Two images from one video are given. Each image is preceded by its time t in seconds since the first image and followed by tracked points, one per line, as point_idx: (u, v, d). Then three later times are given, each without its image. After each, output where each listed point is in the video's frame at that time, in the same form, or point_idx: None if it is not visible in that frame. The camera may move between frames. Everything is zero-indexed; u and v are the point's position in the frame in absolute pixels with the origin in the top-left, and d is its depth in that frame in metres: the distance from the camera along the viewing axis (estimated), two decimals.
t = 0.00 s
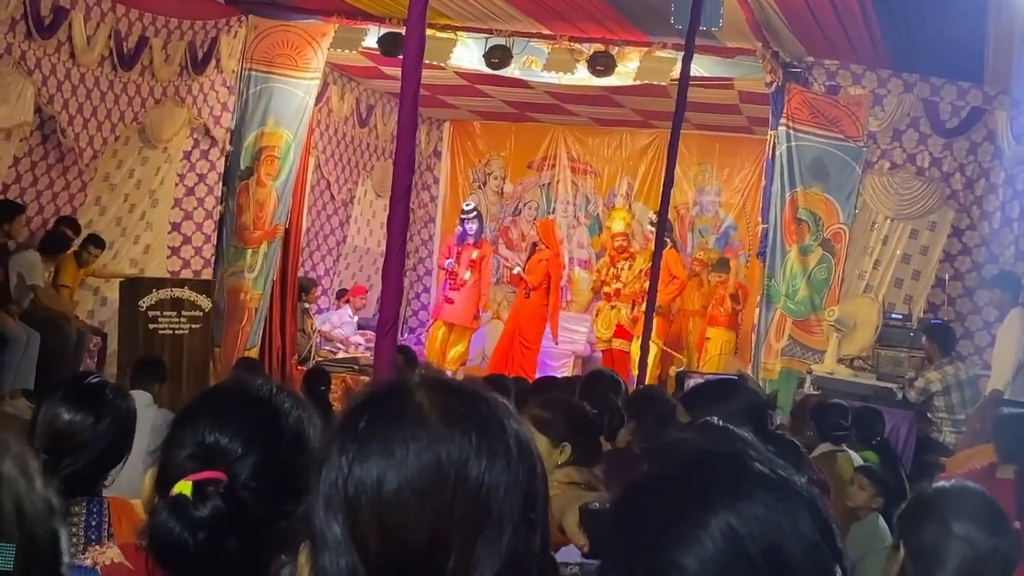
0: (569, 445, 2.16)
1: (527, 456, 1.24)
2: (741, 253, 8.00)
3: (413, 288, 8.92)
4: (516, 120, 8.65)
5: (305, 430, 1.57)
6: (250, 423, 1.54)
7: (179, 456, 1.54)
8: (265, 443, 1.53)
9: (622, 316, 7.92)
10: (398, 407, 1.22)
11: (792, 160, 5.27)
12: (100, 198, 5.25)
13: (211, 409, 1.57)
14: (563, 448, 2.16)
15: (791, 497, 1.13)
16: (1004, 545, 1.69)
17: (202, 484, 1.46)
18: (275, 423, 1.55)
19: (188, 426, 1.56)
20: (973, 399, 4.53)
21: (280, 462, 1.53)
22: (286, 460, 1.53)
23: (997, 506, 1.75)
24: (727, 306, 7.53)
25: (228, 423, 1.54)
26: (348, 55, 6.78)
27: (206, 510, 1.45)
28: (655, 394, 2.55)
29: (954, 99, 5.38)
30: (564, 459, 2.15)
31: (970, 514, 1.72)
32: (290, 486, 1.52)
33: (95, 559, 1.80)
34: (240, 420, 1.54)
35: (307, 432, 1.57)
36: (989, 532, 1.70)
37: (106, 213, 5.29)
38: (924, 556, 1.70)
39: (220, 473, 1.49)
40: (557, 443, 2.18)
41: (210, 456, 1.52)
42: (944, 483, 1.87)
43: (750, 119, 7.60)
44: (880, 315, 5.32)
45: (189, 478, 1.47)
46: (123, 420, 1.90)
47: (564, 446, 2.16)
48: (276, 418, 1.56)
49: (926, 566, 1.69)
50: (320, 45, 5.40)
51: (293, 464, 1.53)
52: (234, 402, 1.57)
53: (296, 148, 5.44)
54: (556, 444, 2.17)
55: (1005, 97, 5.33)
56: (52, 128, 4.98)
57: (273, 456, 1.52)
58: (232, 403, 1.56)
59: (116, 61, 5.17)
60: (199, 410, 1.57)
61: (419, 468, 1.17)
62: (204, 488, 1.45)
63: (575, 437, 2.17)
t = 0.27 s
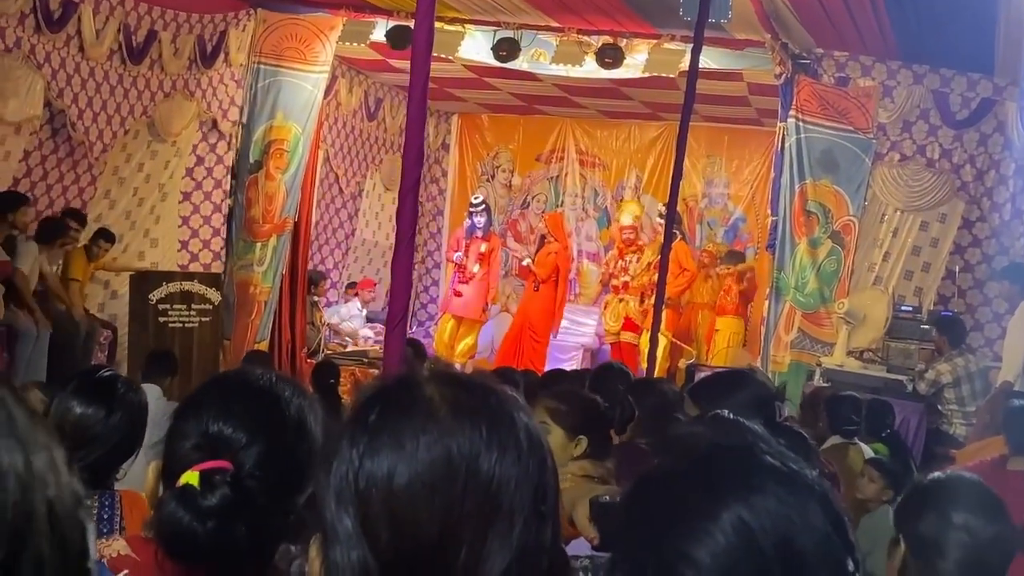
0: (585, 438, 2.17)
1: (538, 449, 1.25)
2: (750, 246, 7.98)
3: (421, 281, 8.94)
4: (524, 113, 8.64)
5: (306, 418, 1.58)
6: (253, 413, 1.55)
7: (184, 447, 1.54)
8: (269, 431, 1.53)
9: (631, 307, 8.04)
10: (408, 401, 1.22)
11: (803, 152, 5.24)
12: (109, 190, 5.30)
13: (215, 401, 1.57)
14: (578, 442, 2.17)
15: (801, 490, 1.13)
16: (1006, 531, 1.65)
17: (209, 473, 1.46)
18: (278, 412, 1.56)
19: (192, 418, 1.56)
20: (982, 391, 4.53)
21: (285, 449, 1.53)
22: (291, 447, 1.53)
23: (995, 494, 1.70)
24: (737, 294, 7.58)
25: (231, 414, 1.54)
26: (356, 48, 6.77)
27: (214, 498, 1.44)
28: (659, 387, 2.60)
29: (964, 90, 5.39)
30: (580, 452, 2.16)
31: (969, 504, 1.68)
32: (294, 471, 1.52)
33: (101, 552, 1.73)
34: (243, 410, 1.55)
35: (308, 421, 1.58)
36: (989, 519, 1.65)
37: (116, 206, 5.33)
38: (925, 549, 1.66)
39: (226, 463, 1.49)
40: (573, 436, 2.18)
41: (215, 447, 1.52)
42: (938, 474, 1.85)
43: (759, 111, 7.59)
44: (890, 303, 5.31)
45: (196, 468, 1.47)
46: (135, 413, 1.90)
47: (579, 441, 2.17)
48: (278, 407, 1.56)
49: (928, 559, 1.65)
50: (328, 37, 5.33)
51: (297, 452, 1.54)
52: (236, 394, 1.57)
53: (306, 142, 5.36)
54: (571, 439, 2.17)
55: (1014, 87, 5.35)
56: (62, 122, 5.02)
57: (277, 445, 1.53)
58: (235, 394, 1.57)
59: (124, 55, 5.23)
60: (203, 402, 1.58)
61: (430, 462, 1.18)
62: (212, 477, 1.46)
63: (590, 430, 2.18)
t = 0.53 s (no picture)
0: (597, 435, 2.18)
1: (549, 447, 1.25)
2: (760, 244, 7.94)
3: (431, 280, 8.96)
4: (534, 111, 8.64)
5: (298, 408, 1.57)
6: (247, 403, 1.51)
7: (180, 443, 1.50)
8: (264, 421, 1.51)
9: (641, 305, 8.07)
10: (419, 398, 1.22)
11: (812, 150, 5.31)
12: (119, 189, 5.26)
13: (208, 393, 1.53)
14: (590, 439, 2.18)
15: (812, 488, 1.13)
16: (1014, 528, 1.61)
17: (210, 467, 1.43)
18: (271, 401, 1.53)
19: (185, 412, 1.52)
20: (994, 389, 4.52)
21: (281, 438, 1.51)
22: (288, 435, 1.52)
23: (1002, 491, 1.67)
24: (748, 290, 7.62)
25: (225, 405, 1.51)
26: (366, 46, 6.77)
27: (218, 491, 1.43)
28: (662, 384, 2.65)
29: (974, 88, 5.34)
30: (592, 449, 2.16)
31: (976, 501, 1.64)
32: (290, 458, 1.52)
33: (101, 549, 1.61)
34: (236, 401, 1.51)
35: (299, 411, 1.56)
36: (996, 515, 1.61)
37: (126, 205, 5.30)
38: (933, 547, 1.62)
39: (225, 456, 1.46)
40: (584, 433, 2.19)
41: (212, 441, 1.48)
42: (943, 471, 1.82)
43: (769, 109, 7.58)
44: (900, 303, 5.34)
45: (195, 463, 1.45)
46: (145, 410, 1.90)
47: (591, 438, 2.18)
48: (271, 396, 1.54)
49: (936, 556, 1.62)
50: (337, 36, 5.49)
51: (292, 440, 1.53)
52: (228, 385, 1.54)
53: (316, 140, 5.52)
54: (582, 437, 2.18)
55: None
56: (72, 121, 5.00)
57: (274, 436, 1.50)
58: (228, 386, 1.53)
59: (135, 54, 5.19)
60: (195, 394, 1.53)
61: (440, 460, 1.18)
62: (213, 470, 1.43)
63: (601, 426, 2.19)
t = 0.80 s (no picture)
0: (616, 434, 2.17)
1: (563, 447, 1.24)
2: (771, 243, 7.99)
3: (442, 279, 8.99)
4: (545, 111, 8.64)
5: (302, 405, 1.56)
6: (252, 399, 1.50)
7: (186, 441, 1.47)
8: (270, 416, 1.50)
9: (655, 306, 8.04)
10: (433, 399, 1.22)
11: (824, 149, 5.27)
12: (131, 190, 5.32)
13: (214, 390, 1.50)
14: (609, 439, 2.18)
15: (828, 489, 1.12)
16: None
17: (219, 464, 1.42)
18: (275, 397, 1.52)
19: (191, 409, 1.49)
20: (1007, 388, 4.47)
21: (287, 434, 1.51)
22: (293, 430, 1.52)
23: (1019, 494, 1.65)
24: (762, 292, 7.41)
25: (231, 401, 1.49)
26: (377, 46, 6.78)
27: (227, 487, 1.41)
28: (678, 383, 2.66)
29: (987, 87, 5.35)
30: (609, 449, 2.16)
31: (994, 501, 1.63)
32: (294, 452, 1.51)
33: (108, 548, 1.49)
34: (242, 397, 1.50)
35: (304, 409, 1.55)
36: (1016, 515, 1.59)
37: (137, 205, 5.35)
38: (950, 547, 1.62)
39: (233, 452, 1.44)
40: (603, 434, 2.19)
41: (220, 438, 1.46)
42: (960, 471, 1.81)
43: (780, 108, 7.58)
44: (913, 304, 5.34)
45: (203, 460, 1.43)
46: (157, 411, 1.92)
47: (609, 438, 2.18)
48: (275, 392, 1.53)
49: (954, 556, 1.61)
50: (349, 37, 5.40)
51: (297, 435, 1.53)
52: (232, 382, 1.52)
53: (326, 141, 5.43)
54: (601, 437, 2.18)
55: None
56: (85, 122, 5.05)
57: (280, 432, 1.50)
58: (235, 384, 1.51)
59: (146, 56, 5.23)
60: (201, 391, 1.51)
61: (455, 460, 1.17)
62: (222, 466, 1.42)
63: (619, 427, 2.18)
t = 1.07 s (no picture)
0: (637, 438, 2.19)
1: (580, 450, 1.23)
2: (784, 245, 7.97)
3: (455, 281, 9.01)
4: (557, 112, 8.64)
5: (324, 412, 1.56)
6: (273, 403, 1.51)
7: (208, 443, 1.49)
8: (290, 421, 1.50)
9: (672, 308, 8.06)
10: (449, 402, 1.21)
11: (837, 150, 5.28)
12: (144, 193, 5.32)
13: (235, 394, 1.52)
14: (630, 442, 2.20)
15: (846, 492, 1.12)
16: None
17: (237, 468, 1.42)
18: (296, 401, 1.53)
19: (211, 414, 1.51)
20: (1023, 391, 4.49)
21: (307, 438, 1.51)
22: (314, 435, 1.52)
23: None
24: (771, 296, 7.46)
25: (251, 405, 1.50)
26: (389, 49, 6.79)
27: (245, 491, 1.41)
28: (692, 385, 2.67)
29: (1001, 88, 5.42)
30: (629, 452, 2.18)
31: (1010, 505, 1.62)
32: (314, 457, 1.51)
33: (128, 552, 1.53)
34: (262, 401, 1.51)
35: (325, 415, 1.55)
36: None
37: (150, 208, 5.36)
38: (968, 551, 1.61)
39: (252, 456, 1.45)
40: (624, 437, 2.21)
41: (239, 442, 1.48)
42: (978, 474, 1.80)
43: (793, 109, 7.57)
44: (926, 304, 5.31)
45: (222, 464, 1.43)
46: (172, 413, 1.92)
47: (630, 441, 2.20)
48: (296, 396, 1.54)
49: (971, 560, 1.60)
50: (362, 39, 5.42)
51: (318, 440, 1.52)
52: (253, 386, 1.53)
53: (339, 143, 5.48)
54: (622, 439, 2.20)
55: None
56: (99, 125, 5.05)
57: (300, 435, 1.50)
58: (254, 388, 1.52)
59: (160, 59, 5.24)
60: (221, 395, 1.53)
61: (471, 463, 1.16)
62: (240, 471, 1.42)
63: (641, 431, 2.20)
